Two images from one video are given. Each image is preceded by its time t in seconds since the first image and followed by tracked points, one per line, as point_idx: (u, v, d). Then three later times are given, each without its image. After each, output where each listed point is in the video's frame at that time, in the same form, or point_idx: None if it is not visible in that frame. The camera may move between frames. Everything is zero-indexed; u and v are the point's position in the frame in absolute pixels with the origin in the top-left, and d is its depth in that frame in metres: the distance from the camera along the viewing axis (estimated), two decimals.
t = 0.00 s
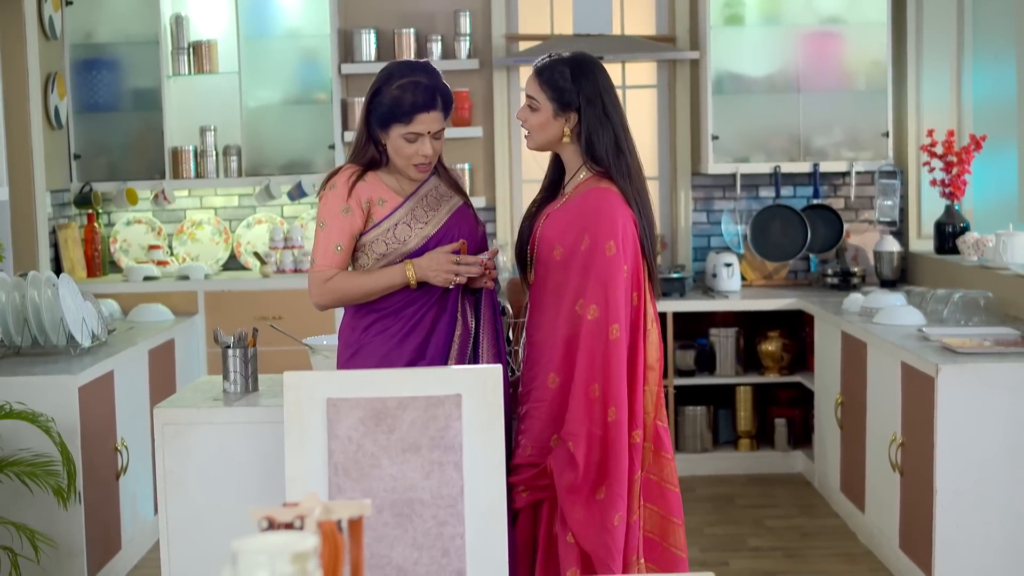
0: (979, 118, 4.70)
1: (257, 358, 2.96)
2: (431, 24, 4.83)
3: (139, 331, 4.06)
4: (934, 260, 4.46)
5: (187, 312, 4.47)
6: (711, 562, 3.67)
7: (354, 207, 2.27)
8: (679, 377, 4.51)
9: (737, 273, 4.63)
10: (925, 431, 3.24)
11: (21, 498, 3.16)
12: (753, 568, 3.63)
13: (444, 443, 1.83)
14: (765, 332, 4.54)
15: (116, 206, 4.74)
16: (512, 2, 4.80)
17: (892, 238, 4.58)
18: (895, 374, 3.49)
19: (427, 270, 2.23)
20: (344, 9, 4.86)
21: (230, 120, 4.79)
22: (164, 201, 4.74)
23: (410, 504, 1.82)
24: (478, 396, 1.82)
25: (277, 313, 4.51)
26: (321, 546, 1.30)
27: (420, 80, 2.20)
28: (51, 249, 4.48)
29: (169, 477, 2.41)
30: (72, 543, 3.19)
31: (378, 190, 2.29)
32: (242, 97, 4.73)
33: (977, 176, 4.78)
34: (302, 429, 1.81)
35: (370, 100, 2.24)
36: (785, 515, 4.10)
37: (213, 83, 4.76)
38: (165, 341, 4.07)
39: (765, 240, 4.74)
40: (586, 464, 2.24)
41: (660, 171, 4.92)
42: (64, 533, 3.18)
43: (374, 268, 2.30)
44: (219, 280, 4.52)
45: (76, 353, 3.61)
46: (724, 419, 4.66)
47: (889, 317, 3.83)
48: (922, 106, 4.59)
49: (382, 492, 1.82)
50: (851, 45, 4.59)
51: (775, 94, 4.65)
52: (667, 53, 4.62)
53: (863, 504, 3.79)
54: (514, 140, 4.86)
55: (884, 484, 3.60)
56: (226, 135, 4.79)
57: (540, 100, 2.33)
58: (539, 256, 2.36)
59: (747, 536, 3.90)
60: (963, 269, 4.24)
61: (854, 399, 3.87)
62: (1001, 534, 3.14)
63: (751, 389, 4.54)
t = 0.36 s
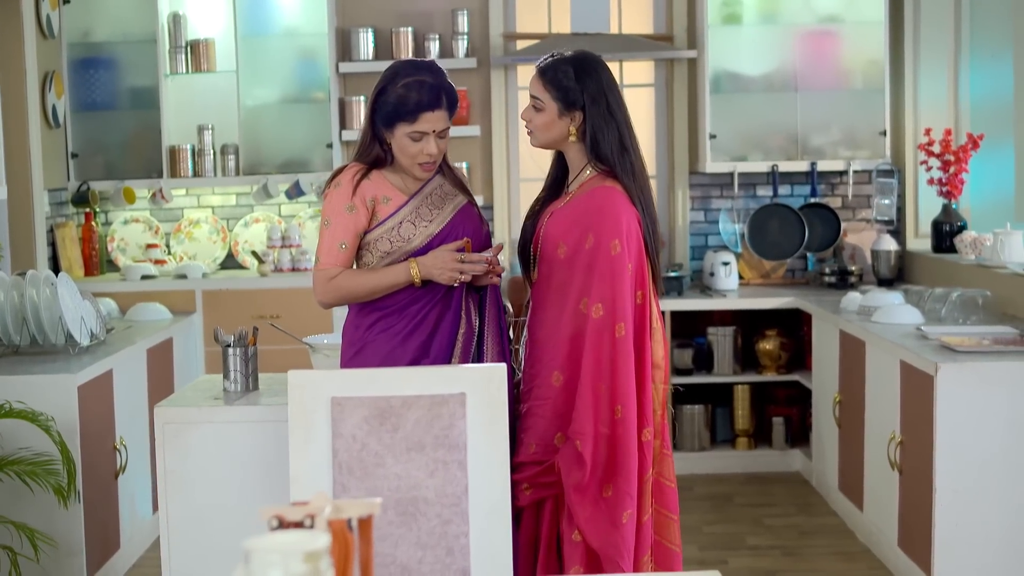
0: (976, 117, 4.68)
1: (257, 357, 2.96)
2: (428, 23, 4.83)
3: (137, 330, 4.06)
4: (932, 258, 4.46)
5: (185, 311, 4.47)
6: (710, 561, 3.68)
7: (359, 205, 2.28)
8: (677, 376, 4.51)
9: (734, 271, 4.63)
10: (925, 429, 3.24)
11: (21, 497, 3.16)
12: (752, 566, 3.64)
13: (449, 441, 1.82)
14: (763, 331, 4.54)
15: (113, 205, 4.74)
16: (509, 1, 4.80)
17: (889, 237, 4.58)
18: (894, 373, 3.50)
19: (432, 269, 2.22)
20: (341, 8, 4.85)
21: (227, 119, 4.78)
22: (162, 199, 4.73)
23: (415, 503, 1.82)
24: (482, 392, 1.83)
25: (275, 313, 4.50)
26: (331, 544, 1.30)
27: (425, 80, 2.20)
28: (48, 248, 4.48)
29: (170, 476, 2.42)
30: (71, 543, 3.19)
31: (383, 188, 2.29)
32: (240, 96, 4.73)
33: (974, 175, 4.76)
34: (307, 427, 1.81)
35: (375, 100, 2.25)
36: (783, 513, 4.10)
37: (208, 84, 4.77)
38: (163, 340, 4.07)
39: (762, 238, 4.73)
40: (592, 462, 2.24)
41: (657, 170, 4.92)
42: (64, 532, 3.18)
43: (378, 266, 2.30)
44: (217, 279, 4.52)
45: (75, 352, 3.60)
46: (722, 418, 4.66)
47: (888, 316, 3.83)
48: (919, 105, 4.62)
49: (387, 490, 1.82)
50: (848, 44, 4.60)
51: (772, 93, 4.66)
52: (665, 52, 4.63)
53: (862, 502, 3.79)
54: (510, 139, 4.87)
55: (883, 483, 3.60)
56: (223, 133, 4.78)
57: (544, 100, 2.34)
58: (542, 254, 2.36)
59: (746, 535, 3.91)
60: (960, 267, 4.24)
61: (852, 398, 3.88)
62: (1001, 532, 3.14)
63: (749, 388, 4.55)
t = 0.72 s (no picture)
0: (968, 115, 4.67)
1: (252, 357, 2.96)
2: (421, 23, 4.83)
3: (130, 329, 4.05)
4: (924, 258, 4.47)
5: (178, 310, 4.46)
6: (705, 560, 3.68)
7: (359, 205, 2.28)
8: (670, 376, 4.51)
9: (727, 270, 4.63)
10: (919, 427, 3.25)
11: (15, 496, 3.15)
12: (746, 565, 3.64)
13: (448, 440, 1.82)
14: (755, 330, 4.54)
15: (105, 204, 4.73)
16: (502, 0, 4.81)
17: (882, 236, 4.59)
18: (887, 372, 3.50)
19: (432, 267, 2.22)
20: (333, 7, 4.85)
21: (220, 118, 4.77)
22: (154, 198, 4.73)
23: (415, 502, 1.81)
24: (482, 392, 1.83)
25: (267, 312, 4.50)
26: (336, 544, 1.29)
27: (420, 74, 2.20)
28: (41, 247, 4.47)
29: (166, 477, 2.42)
30: (65, 542, 3.18)
31: (383, 188, 2.29)
32: (232, 95, 4.72)
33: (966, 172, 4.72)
34: (307, 426, 1.81)
35: (371, 98, 2.25)
36: (776, 512, 4.11)
37: (202, 82, 4.76)
38: (155, 339, 4.06)
39: (755, 238, 4.74)
40: (591, 460, 2.24)
41: (649, 169, 4.92)
42: (57, 532, 3.18)
43: (379, 265, 2.30)
44: (210, 278, 4.51)
45: (69, 352, 3.59)
46: (715, 416, 4.67)
47: (881, 315, 3.84)
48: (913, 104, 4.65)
49: (387, 489, 1.81)
50: (840, 43, 4.60)
51: (765, 92, 4.66)
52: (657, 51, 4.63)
53: (855, 501, 3.80)
54: (503, 138, 4.87)
55: (876, 481, 3.61)
56: (216, 133, 4.77)
57: (542, 99, 2.34)
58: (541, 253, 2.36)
59: (740, 534, 3.91)
60: (952, 266, 4.25)
61: (846, 397, 3.88)
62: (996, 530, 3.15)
63: (741, 387, 4.55)
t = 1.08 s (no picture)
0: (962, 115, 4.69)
1: (250, 356, 2.96)
2: (416, 22, 4.84)
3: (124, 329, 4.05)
4: (918, 257, 4.48)
5: (172, 310, 4.46)
6: (701, 559, 3.68)
7: (360, 211, 2.27)
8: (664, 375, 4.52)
9: (722, 270, 4.64)
10: (915, 426, 3.25)
11: (12, 496, 3.15)
12: (742, 564, 3.64)
13: (450, 439, 1.82)
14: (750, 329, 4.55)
15: (100, 203, 4.72)
16: None
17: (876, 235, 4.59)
18: (883, 371, 3.51)
19: (433, 273, 2.24)
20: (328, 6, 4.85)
21: (214, 117, 4.76)
22: (149, 198, 4.72)
23: (417, 500, 1.81)
24: (483, 390, 1.83)
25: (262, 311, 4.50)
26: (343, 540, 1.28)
27: (414, 69, 2.21)
28: (35, 246, 4.46)
29: (163, 476, 2.41)
30: (62, 542, 3.18)
31: (384, 194, 2.29)
32: (227, 95, 4.72)
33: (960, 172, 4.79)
34: (308, 425, 1.81)
35: (369, 98, 2.25)
36: (772, 511, 4.11)
37: (197, 81, 4.75)
38: (150, 338, 4.06)
39: (750, 237, 4.74)
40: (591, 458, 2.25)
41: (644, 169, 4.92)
42: (54, 532, 3.17)
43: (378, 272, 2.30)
44: (204, 277, 4.51)
45: (65, 352, 3.59)
46: (710, 416, 4.67)
47: (876, 314, 3.84)
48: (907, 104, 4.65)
49: (389, 488, 1.81)
50: (835, 43, 4.61)
51: (759, 92, 4.67)
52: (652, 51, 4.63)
53: (851, 499, 3.81)
54: (497, 137, 4.87)
55: (872, 480, 3.61)
56: (211, 132, 4.77)
57: (542, 97, 2.34)
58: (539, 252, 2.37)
59: (735, 533, 3.91)
60: (947, 265, 4.26)
61: (841, 397, 3.89)
62: (992, 527, 3.16)
63: (736, 386, 4.56)
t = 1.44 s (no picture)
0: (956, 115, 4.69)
1: (247, 355, 2.96)
2: (411, 21, 4.84)
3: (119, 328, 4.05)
4: (912, 256, 4.49)
5: (167, 309, 4.46)
6: (696, 557, 3.69)
7: (359, 213, 2.28)
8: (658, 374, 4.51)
9: (716, 269, 4.64)
10: (911, 424, 3.26)
11: (9, 494, 3.15)
12: (738, 562, 3.64)
13: (451, 436, 1.82)
14: (745, 328, 4.55)
15: (94, 202, 4.71)
16: None
17: (870, 234, 4.60)
18: (879, 369, 3.52)
19: (430, 278, 2.23)
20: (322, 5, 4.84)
21: (209, 117, 4.76)
22: (143, 197, 4.71)
23: (418, 498, 1.82)
24: (484, 388, 1.83)
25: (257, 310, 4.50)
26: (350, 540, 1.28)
27: (396, 66, 2.22)
28: (30, 245, 4.46)
29: (160, 476, 2.42)
30: (58, 541, 3.18)
31: (383, 197, 2.29)
32: (221, 94, 4.71)
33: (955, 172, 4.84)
34: (309, 422, 1.80)
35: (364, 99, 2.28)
36: (767, 509, 4.12)
37: (192, 80, 4.74)
38: (145, 338, 4.06)
39: (744, 237, 4.75)
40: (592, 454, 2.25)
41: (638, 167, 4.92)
42: (51, 530, 3.17)
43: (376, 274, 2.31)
44: (199, 276, 4.50)
45: (60, 351, 3.58)
46: (704, 415, 4.68)
47: (871, 313, 3.85)
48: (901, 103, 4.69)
49: (390, 485, 1.82)
50: (829, 42, 4.62)
51: (753, 91, 4.67)
52: (647, 50, 4.64)
53: (846, 498, 3.81)
54: (491, 137, 4.87)
55: (867, 478, 3.62)
56: (205, 131, 4.76)
57: (546, 93, 2.35)
58: (537, 249, 2.37)
59: (730, 531, 3.92)
60: (941, 264, 4.27)
61: (836, 395, 3.90)
62: (988, 524, 3.17)
63: (731, 385, 4.56)
